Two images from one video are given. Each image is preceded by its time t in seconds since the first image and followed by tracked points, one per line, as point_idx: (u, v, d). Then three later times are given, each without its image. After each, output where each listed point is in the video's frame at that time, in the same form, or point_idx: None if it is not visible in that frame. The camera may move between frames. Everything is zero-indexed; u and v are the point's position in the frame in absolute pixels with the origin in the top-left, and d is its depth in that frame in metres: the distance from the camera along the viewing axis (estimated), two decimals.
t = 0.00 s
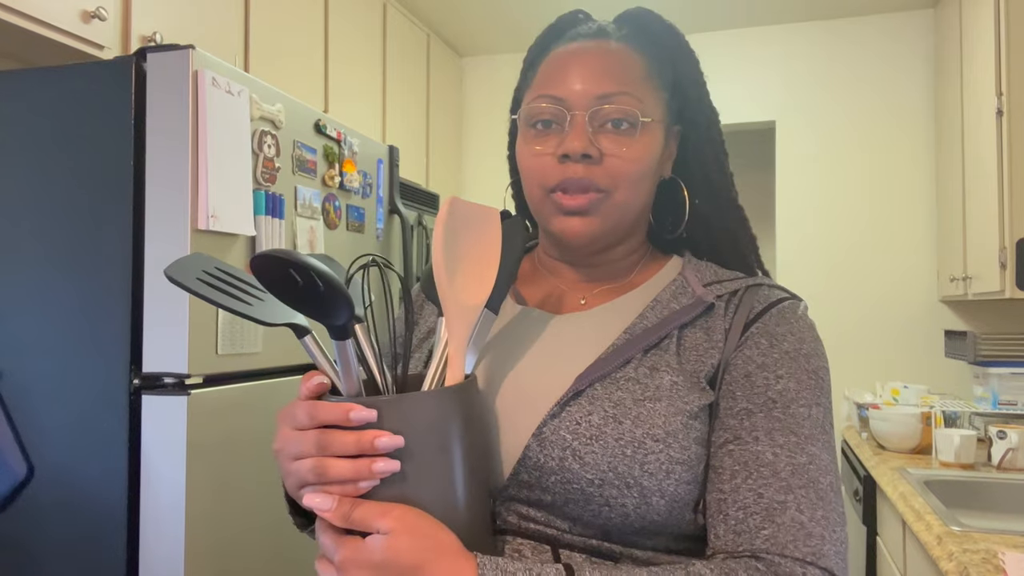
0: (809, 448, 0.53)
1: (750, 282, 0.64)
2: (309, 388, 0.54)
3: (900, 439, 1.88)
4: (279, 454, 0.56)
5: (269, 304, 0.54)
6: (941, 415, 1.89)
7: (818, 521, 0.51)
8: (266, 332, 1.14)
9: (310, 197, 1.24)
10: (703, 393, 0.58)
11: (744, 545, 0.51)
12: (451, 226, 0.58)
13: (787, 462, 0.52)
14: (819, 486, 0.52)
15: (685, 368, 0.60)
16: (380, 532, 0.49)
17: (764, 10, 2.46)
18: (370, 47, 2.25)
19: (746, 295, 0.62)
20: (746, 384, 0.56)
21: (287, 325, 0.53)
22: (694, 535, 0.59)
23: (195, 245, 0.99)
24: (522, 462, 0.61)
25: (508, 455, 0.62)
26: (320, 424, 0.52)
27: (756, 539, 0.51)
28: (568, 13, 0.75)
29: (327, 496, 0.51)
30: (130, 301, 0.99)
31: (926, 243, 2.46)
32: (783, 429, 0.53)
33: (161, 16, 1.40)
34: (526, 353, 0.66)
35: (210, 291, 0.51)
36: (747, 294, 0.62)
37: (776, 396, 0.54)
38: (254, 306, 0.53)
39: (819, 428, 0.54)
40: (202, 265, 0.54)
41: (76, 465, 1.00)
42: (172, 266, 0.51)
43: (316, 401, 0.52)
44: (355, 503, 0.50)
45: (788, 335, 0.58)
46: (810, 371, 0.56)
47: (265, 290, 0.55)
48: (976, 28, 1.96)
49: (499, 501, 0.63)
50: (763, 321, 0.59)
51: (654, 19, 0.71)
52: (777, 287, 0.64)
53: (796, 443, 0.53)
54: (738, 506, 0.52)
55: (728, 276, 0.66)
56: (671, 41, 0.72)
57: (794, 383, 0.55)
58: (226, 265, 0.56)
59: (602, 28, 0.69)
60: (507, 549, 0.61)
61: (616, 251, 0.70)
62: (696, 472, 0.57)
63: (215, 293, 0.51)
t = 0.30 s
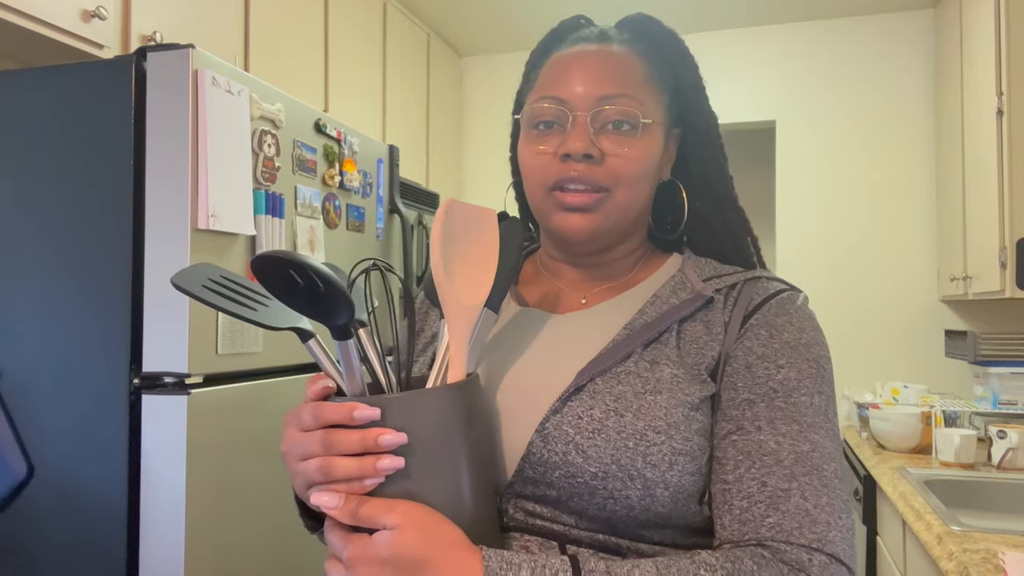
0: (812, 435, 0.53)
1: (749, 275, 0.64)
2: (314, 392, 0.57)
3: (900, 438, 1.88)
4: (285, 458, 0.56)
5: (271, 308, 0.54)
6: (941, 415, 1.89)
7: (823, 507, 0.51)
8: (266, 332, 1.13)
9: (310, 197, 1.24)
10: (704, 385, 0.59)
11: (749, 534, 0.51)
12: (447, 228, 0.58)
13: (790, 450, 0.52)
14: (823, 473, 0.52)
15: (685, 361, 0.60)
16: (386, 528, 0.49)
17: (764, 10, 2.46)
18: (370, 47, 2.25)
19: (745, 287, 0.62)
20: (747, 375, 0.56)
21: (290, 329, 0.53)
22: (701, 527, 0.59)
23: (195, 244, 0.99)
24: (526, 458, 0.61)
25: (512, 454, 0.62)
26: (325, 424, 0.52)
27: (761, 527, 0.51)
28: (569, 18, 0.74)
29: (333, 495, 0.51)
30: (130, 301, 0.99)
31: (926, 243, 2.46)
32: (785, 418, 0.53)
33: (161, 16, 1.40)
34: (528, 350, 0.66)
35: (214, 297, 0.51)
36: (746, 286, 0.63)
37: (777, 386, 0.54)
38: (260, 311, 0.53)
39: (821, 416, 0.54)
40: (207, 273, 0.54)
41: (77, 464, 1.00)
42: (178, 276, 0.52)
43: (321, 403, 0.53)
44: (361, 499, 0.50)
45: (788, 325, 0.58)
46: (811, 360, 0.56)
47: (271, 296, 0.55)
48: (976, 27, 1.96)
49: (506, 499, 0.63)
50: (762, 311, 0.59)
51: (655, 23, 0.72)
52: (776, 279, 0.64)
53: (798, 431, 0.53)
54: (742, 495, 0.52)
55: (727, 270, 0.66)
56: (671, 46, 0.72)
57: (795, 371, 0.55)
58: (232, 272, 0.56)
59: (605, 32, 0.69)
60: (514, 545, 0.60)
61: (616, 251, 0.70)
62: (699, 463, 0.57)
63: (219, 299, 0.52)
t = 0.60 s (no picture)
0: (817, 436, 0.53)
1: (754, 274, 0.64)
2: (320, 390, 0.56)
3: (900, 439, 1.88)
4: (290, 456, 0.56)
5: (271, 308, 0.53)
6: (941, 415, 1.89)
7: (829, 508, 0.51)
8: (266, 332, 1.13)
9: (310, 197, 1.24)
10: (709, 384, 0.59)
11: (755, 534, 0.51)
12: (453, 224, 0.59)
13: (796, 450, 0.52)
14: (829, 473, 0.52)
15: (691, 360, 0.60)
16: (392, 528, 0.49)
17: (764, 11, 2.46)
18: (370, 47, 2.25)
19: (751, 287, 0.63)
20: (753, 375, 0.56)
21: (294, 326, 0.54)
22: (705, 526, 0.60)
23: (195, 245, 0.99)
24: (531, 457, 0.61)
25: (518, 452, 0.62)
26: (331, 424, 0.53)
27: (767, 527, 0.51)
28: (580, 26, 0.76)
29: (338, 494, 0.51)
30: (130, 302, 0.99)
31: (926, 244, 2.46)
32: (791, 418, 0.53)
33: (161, 17, 1.40)
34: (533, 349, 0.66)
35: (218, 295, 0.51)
36: (752, 286, 0.63)
37: (783, 386, 0.55)
38: (263, 309, 0.53)
39: (827, 416, 0.54)
40: (210, 269, 0.53)
41: (78, 465, 1.00)
42: (181, 272, 0.51)
43: (326, 401, 0.53)
44: (367, 499, 0.50)
45: (794, 325, 0.58)
46: (817, 360, 0.56)
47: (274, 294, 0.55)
48: (976, 28, 1.96)
49: (510, 497, 0.63)
50: (768, 312, 0.59)
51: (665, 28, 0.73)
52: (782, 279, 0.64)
53: (804, 432, 0.53)
54: (748, 496, 0.52)
55: (732, 270, 0.67)
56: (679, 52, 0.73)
57: (801, 371, 0.55)
58: (232, 268, 0.56)
59: (618, 35, 0.71)
60: (519, 544, 0.61)
61: (623, 251, 0.71)
62: (704, 462, 0.57)
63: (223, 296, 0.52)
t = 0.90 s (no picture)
0: (825, 445, 0.53)
1: (761, 281, 0.64)
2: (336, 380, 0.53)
3: (900, 439, 1.88)
4: (303, 442, 0.55)
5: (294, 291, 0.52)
6: (941, 415, 1.89)
7: (836, 517, 0.51)
8: (267, 331, 1.13)
9: (310, 197, 1.24)
10: (718, 390, 0.58)
11: (763, 542, 0.51)
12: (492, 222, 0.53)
13: (804, 459, 0.52)
14: (836, 482, 0.52)
15: (701, 366, 0.60)
16: (408, 528, 0.48)
17: (764, 11, 2.46)
18: (370, 47, 2.25)
19: (759, 293, 0.63)
20: (761, 382, 0.56)
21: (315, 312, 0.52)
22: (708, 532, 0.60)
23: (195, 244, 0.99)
24: (540, 458, 0.60)
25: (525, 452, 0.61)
26: (351, 416, 0.51)
27: (775, 536, 0.51)
28: (595, 23, 0.75)
29: (353, 489, 0.49)
30: (130, 301, 0.99)
31: (926, 244, 2.46)
32: (799, 427, 0.54)
33: (161, 16, 1.40)
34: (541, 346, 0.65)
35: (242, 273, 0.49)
36: (760, 292, 0.63)
37: (791, 394, 0.55)
38: (287, 291, 0.52)
39: (833, 425, 0.55)
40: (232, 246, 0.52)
41: (77, 465, 1.00)
42: (206, 247, 0.50)
43: (347, 393, 0.51)
44: (383, 496, 0.49)
45: (802, 333, 0.58)
46: (824, 369, 0.56)
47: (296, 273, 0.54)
48: (976, 27, 1.96)
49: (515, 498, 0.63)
50: (777, 319, 0.60)
51: (681, 31, 0.72)
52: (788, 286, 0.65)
53: (812, 440, 0.53)
54: (756, 504, 0.52)
55: (738, 274, 0.67)
56: (692, 54, 0.73)
57: (809, 380, 0.55)
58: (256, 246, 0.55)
59: (633, 33, 0.70)
60: (524, 546, 0.60)
61: (630, 252, 0.70)
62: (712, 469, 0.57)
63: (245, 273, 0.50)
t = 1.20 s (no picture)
0: (832, 469, 0.53)
1: (776, 298, 0.64)
2: (354, 378, 0.53)
3: (900, 439, 1.88)
4: (318, 439, 0.54)
5: (316, 283, 0.52)
6: (941, 415, 1.89)
7: (840, 541, 0.52)
8: (267, 331, 1.13)
9: (310, 197, 1.24)
10: (733, 407, 0.58)
11: (768, 561, 0.51)
12: (527, 225, 0.51)
13: (814, 482, 0.52)
14: (841, 506, 0.53)
15: (718, 381, 0.60)
16: (429, 535, 0.48)
17: (764, 11, 2.46)
18: (370, 47, 2.25)
19: (774, 310, 0.62)
20: (774, 402, 0.56)
21: (339, 307, 0.51)
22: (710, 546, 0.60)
23: (195, 244, 0.99)
24: (553, 465, 0.60)
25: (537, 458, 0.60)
26: (373, 418, 0.50)
27: (782, 556, 0.51)
28: (645, 16, 0.70)
29: (372, 494, 0.49)
30: (130, 301, 0.99)
31: (925, 244, 2.46)
32: (809, 449, 0.54)
33: (161, 16, 1.40)
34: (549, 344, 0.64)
35: (264, 262, 0.49)
36: (775, 309, 0.63)
37: (802, 416, 0.55)
38: (309, 283, 0.51)
39: (840, 448, 0.55)
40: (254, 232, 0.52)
41: (78, 464, 1.00)
42: (229, 233, 0.50)
43: (370, 394, 0.51)
44: (403, 502, 0.49)
45: (814, 356, 0.58)
46: (834, 393, 0.57)
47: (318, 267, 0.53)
48: (976, 27, 1.96)
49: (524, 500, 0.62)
50: (791, 339, 0.59)
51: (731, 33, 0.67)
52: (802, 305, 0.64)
53: (820, 464, 0.53)
54: (764, 523, 0.52)
55: (752, 288, 0.66)
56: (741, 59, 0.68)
57: (820, 403, 0.56)
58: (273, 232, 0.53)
59: (677, 36, 0.65)
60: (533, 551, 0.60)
61: (642, 256, 0.67)
62: (722, 485, 0.57)
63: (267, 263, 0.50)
